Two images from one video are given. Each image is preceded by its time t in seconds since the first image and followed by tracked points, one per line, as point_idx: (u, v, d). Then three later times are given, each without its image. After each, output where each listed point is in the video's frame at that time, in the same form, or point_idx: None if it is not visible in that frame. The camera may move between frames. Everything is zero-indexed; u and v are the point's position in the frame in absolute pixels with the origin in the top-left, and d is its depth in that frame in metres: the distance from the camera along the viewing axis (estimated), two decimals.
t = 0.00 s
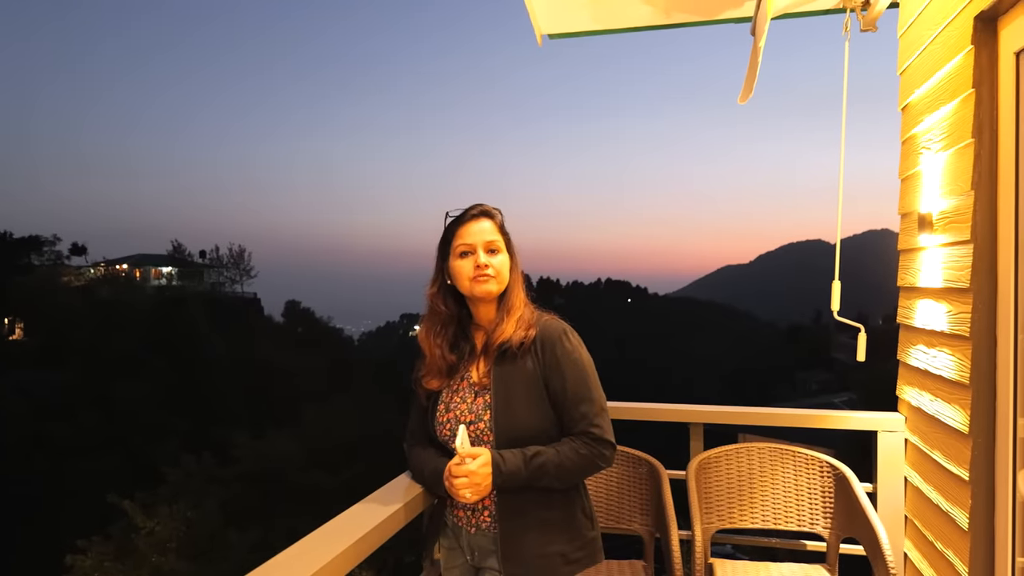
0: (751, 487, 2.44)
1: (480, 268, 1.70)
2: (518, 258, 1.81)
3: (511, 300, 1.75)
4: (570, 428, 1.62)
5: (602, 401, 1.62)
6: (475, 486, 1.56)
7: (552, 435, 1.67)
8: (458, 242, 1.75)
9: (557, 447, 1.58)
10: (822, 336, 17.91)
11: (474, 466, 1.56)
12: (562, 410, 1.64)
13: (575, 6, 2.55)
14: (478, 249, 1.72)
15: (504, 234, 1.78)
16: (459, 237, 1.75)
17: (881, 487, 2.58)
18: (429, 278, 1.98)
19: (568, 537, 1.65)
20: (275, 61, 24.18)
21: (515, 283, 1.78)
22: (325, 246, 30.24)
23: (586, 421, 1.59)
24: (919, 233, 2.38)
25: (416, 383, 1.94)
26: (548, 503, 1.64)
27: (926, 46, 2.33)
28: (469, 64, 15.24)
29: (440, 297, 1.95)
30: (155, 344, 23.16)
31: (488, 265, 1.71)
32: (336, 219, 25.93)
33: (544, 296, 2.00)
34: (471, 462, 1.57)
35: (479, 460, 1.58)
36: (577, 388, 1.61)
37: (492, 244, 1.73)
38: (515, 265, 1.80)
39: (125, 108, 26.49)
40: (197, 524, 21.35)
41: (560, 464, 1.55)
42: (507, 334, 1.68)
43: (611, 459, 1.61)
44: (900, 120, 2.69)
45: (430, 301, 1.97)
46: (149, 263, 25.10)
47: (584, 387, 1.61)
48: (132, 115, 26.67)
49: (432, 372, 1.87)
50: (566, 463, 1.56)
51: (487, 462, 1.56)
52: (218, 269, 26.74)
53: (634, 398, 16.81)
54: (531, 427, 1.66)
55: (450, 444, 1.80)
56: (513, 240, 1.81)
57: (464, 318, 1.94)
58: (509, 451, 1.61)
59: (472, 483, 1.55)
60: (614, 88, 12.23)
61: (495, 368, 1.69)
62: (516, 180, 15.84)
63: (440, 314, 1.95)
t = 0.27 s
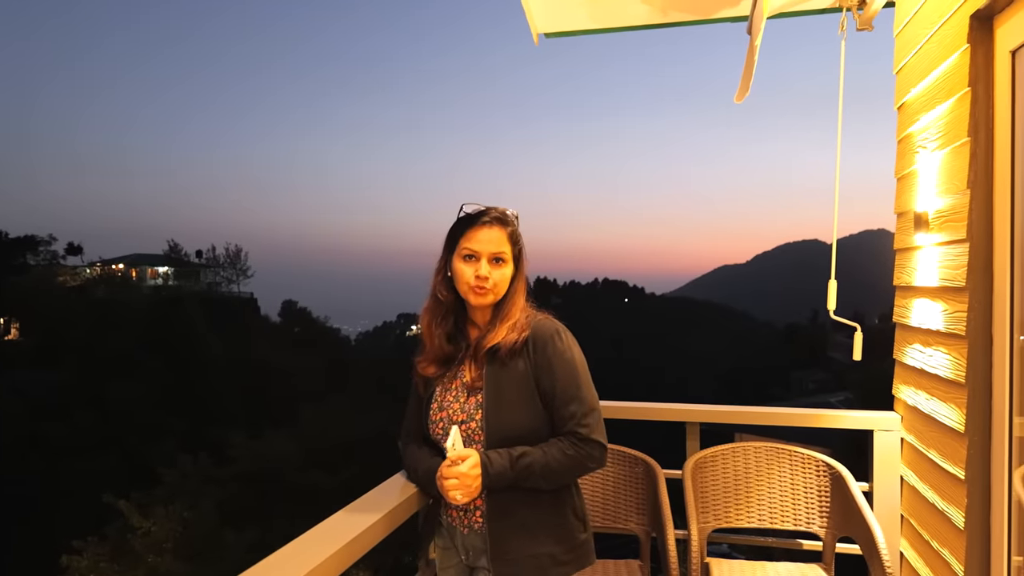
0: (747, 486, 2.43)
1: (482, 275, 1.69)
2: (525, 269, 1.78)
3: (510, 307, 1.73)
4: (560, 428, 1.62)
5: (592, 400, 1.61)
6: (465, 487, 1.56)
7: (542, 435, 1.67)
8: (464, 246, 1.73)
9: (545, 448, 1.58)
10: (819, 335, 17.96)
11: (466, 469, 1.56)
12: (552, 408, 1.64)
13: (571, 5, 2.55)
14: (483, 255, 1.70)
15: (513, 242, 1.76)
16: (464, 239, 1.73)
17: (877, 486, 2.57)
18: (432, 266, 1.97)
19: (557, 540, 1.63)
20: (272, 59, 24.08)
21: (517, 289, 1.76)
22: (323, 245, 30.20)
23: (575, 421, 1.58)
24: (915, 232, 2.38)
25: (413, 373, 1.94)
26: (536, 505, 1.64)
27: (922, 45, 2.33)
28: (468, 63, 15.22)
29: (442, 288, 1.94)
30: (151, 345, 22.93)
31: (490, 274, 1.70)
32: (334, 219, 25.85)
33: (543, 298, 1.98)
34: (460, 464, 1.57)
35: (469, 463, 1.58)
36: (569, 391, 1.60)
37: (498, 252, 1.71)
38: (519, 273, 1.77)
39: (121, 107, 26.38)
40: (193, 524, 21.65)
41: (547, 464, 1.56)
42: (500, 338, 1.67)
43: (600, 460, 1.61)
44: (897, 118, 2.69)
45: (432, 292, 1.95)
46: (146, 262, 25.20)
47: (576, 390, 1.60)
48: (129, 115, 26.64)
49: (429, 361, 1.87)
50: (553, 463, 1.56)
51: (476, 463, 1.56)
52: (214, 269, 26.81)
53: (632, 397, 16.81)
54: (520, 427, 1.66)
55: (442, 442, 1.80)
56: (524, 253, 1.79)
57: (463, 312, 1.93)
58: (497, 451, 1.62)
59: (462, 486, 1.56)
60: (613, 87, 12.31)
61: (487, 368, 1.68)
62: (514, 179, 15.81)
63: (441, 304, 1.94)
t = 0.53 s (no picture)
0: (745, 486, 2.43)
1: (482, 274, 1.69)
2: (525, 268, 1.78)
3: (511, 306, 1.73)
4: (561, 430, 1.61)
5: (594, 403, 1.60)
6: (466, 493, 1.56)
7: (543, 437, 1.67)
8: (463, 245, 1.72)
9: (545, 451, 1.58)
10: (816, 335, 18.06)
11: (467, 474, 1.55)
12: (553, 410, 1.63)
13: (568, 4, 2.55)
14: (482, 254, 1.70)
15: (514, 241, 1.75)
16: (464, 238, 1.72)
17: (875, 485, 2.57)
18: (434, 263, 1.96)
19: (556, 542, 1.63)
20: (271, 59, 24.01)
21: (518, 288, 1.75)
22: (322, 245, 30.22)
23: (576, 424, 1.57)
24: (914, 231, 2.38)
25: (413, 372, 1.94)
26: (537, 507, 1.63)
27: (920, 43, 2.33)
28: (468, 63, 15.19)
29: (443, 287, 1.93)
30: (149, 344, 22.98)
31: (490, 273, 1.70)
32: (333, 219, 25.85)
33: (544, 297, 1.97)
34: (462, 470, 1.56)
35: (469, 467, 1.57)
36: (570, 393, 1.59)
37: (498, 251, 1.70)
38: (519, 271, 1.77)
39: (119, 107, 26.34)
40: (190, 524, 22.07)
41: (548, 468, 1.55)
42: (501, 339, 1.67)
43: (601, 462, 1.60)
44: (896, 117, 2.68)
45: (434, 290, 1.95)
46: (144, 262, 25.19)
47: (577, 392, 1.59)
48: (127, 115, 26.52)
49: (430, 360, 1.87)
50: (554, 467, 1.56)
51: (478, 468, 1.56)
52: (212, 267, 27.58)
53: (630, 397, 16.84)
54: (522, 428, 1.65)
55: (442, 442, 1.80)
56: (524, 251, 1.78)
57: (464, 310, 1.92)
58: (498, 454, 1.61)
59: (464, 492, 1.55)
60: (613, 87, 12.43)
61: (488, 370, 1.68)
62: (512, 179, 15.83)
63: (443, 302, 1.94)
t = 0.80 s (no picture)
0: (744, 485, 2.42)
1: (480, 267, 1.68)
2: (524, 263, 1.77)
3: (508, 304, 1.71)
4: (560, 431, 1.60)
5: (592, 404, 1.59)
6: (464, 495, 1.54)
7: (541, 438, 1.66)
8: (462, 238, 1.72)
9: (544, 453, 1.57)
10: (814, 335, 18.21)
11: (463, 477, 1.54)
12: (552, 410, 1.62)
13: (565, 2, 2.54)
14: (481, 247, 1.69)
15: (512, 236, 1.75)
16: (462, 232, 1.72)
17: (875, 484, 2.56)
18: (433, 259, 1.96)
19: (554, 544, 1.62)
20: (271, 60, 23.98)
21: (516, 285, 1.74)
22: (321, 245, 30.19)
23: (575, 426, 1.57)
24: (913, 230, 2.37)
25: (410, 371, 1.93)
26: (534, 510, 1.62)
27: (920, 41, 2.32)
28: (466, 63, 15.21)
29: (441, 283, 1.92)
30: (147, 344, 23.10)
31: (488, 267, 1.68)
32: (332, 219, 25.84)
33: (543, 295, 1.96)
34: (460, 472, 1.54)
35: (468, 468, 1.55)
36: (569, 393, 1.58)
37: (497, 245, 1.70)
38: (518, 267, 1.75)
39: (118, 106, 26.26)
40: (188, 525, 22.04)
41: (547, 470, 1.54)
42: (499, 337, 1.66)
43: (600, 463, 1.59)
44: (895, 115, 2.67)
45: (432, 286, 1.94)
46: (142, 262, 25.15)
47: (575, 392, 1.58)
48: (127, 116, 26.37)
49: (428, 358, 1.86)
50: (553, 469, 1.55)
51: (475, 471, 1.54)
52: (211, 268, 28.15)
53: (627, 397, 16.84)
54: (520, 429, 1.64)
55: (439, 442, 1.79)
56: (522, 246, 1.77)
57: (462, 308, 1.92)
58: (497, 456, 1.60)
59: (461, 496, 1.54)
60: (614, 86, 12.61)
61: (486, 369, 1.67)
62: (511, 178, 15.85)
63: (442, 299, 1.93)
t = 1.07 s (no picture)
0: (742, 485, 2.42)
1: (476, 264, 1.67)
2: (522, 262, 1.76)
3: (504, 302, 1.71)
4: (555, 429, 1.60)
5: (588, 401, 1.59)
6: (455, 492, 1.54)
7: (536, 436, 1.66)
8: (459, 236, 1.71)
9: (540, 450, 1.56)
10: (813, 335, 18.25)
11: (454, 475, 1.54)
12: (548, 407, 1.61)
13: (563, 1, 2.54)
14: (477, 244, 1.69)
15: (509, 234, 1.74)
16: (459, 229, 1.72)
17: (873, 485, 2.55)
18: (430, 258, 1.96)
19: (550, 543, 1.61)
20: (270, 62, 24.09)
21: (513, 283, 1.73)
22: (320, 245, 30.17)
23: (571, 423, 1.56)
24: (911, 229, 2.36)
25: (407, 370, 1.92)
26: (529, 508, 1.62)
27: (918, 40, 2.32)
28: (464, 65, 15.28)
29: (438, 282, 1.92)
30: (144, 345, 23.21)
31: (484, 265, 1.68)
32: (330, 219, 25.92)
33: (540, 295, 1.96)
34: (451, 469, 1.55)
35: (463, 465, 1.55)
36: (565, 390, 1.58)
37: (493, 242, 1.69)
38: (516, 266, 1.75)
39: (116, 106, 26.25)
40: (186, 525, 21.38)
41: (542, 468, 1.54)
42: (495, 334, 1.65)
43: (596, 461, 1.58)
44: (894, 115, 2.67)
45: (429, 286, 1.94)
46: (140, 262, 25.14)
47: (571, 390, 1.58)
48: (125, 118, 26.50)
49: (423, 357, 1.85)
50: (549, 467, 1.55)
51: (468, 467, 1.54)
52: (208, 268, 28.14)
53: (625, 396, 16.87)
54: (515, 426, 1.64)
55: (434, 440, 1.78)
56: (521, 245, 1.77)
57: (458, 307, 1.91)
58: (491, 453, 1.59)
59: (453, 494, 1.54)
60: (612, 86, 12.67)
61: (481, 366, 1.66)
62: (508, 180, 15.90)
63: (438, 299, 1.93)
